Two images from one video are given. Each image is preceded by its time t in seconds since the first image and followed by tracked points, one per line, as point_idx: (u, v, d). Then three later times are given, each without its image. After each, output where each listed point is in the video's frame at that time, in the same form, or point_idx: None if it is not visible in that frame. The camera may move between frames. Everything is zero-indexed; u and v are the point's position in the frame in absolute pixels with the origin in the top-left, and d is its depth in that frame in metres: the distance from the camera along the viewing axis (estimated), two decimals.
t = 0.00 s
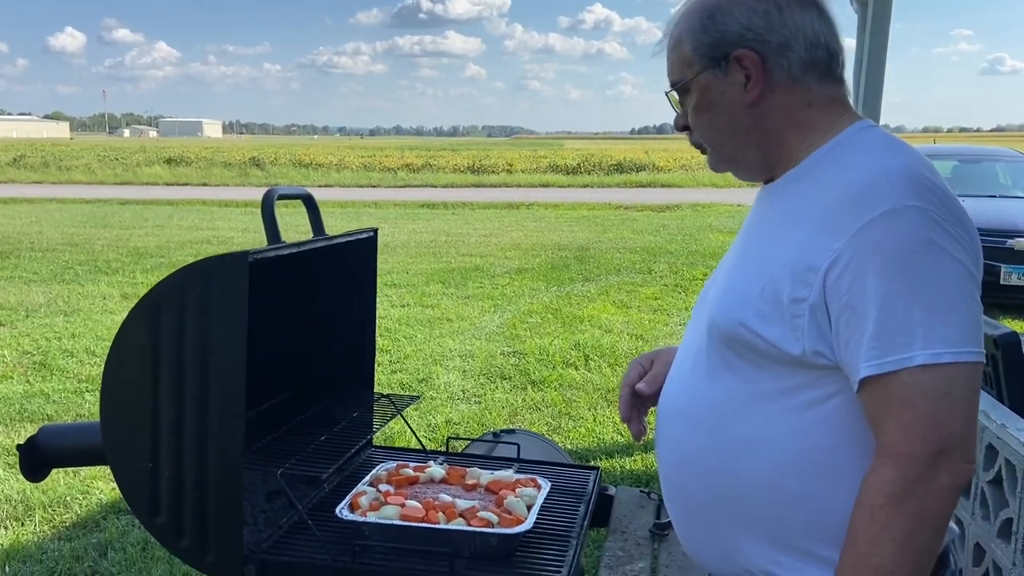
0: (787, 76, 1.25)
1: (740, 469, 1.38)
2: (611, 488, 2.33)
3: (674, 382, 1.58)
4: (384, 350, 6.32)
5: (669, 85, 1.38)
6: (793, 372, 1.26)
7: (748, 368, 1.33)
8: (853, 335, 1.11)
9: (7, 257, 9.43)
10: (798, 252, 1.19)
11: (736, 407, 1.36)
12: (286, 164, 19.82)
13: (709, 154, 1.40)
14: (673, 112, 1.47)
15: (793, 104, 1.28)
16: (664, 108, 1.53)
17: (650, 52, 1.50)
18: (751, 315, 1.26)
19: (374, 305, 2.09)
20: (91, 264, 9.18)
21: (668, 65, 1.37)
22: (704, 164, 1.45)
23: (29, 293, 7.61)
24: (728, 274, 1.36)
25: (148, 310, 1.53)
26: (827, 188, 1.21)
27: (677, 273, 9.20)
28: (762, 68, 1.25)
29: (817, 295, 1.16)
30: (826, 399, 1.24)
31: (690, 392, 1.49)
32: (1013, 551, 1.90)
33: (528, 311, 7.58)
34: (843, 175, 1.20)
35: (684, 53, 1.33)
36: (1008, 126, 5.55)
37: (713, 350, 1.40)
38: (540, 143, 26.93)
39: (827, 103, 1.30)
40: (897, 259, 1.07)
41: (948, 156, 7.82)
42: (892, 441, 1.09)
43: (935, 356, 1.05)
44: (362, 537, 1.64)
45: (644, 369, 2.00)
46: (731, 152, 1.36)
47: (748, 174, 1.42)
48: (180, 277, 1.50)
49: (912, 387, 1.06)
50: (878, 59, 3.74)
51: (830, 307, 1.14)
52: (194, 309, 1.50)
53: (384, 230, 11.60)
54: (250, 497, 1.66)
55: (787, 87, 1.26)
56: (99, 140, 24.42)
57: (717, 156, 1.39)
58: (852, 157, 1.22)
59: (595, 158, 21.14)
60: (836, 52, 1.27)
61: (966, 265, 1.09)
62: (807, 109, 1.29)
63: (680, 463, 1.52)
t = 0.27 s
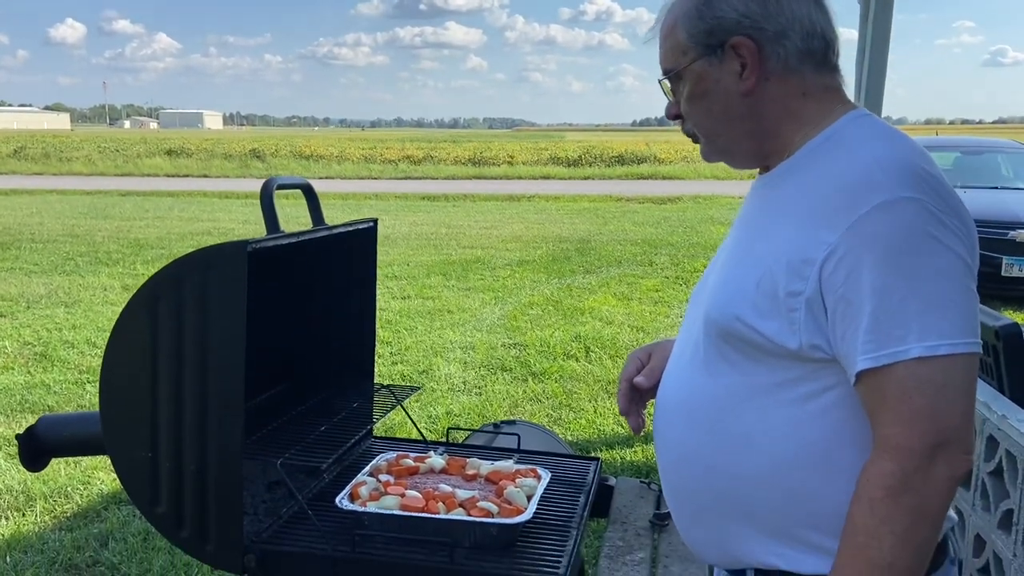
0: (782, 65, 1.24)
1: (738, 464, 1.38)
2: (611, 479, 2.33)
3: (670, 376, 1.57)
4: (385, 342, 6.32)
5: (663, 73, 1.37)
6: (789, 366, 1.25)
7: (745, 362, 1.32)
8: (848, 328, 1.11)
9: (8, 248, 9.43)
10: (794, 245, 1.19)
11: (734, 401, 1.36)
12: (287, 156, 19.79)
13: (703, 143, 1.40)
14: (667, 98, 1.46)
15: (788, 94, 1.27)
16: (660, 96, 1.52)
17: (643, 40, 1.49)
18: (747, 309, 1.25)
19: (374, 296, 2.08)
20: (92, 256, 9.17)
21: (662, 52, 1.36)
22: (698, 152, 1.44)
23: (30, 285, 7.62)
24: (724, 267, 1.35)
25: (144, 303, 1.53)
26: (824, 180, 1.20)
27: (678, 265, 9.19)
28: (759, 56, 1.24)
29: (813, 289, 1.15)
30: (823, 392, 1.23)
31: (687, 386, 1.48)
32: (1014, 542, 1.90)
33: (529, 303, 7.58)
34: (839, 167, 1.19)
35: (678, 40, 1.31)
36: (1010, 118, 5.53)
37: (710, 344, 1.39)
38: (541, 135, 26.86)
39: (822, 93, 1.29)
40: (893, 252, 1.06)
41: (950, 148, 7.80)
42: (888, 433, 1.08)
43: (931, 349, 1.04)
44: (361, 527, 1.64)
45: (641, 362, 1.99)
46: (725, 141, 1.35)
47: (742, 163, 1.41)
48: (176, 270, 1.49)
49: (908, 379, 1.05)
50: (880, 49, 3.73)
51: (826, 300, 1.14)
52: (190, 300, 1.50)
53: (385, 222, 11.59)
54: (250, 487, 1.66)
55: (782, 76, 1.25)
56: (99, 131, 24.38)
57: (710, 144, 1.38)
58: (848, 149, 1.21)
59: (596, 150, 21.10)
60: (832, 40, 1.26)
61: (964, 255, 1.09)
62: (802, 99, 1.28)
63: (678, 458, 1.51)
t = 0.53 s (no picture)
0: (778, 58, 1.23)
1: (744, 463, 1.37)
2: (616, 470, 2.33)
3: (671, 373, 1.57)
4: (388, 334, 6.32)
5: (656, 55, 1.36)
6: (794, 363, 1.25)
7: (750, 361, 1.31)
8: (855, 324, 1.10)
9: (12, 240, 9.43)
10: (797, 243, 1.17)
11: (739, 401, 1.34)
12: (289, 148, 19.76)
13: (693, 131, 1.39)
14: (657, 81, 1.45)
15: (783, 86, 1.26)
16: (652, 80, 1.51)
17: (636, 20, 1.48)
18: (751, 308, 1.25)
19: (378, 291, 2.08)
20: (95, 248, 9.18)
21: (656, 35, 1.35)
22: (688, 138, 1.43)
23: (34, 276, 7.62)
24: (726, 265, 1.34)
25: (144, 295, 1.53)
26: (825, 174, 1.19)
27: (681, 257, 9.17)
28: (755, 47, 1.23)
29: (818, 286, 1.14)
30: (829, 389, 1.23)
31: (688, 386, 1.47)
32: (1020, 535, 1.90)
33: (532, 295, 7.57)
34: (841, 160, 1.18)
35: (674, 23, 1.30)
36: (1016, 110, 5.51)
37: (712, 343, 1.38)
38: (544, 127, 26.80)
39: (817, 88, 1.28)
40: (899, 247, 1.05)
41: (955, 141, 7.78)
42: (897, 429, 1.08)
43: (938, 343, 1.03)
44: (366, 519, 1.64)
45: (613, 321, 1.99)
46: (716, 130, 1.34)
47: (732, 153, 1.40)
48: (177, 263, 1.49)
49: (915, 375, 1.05)
50: (886, 41, 3.71)
51: (832, 296, 1.13)
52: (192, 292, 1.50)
53: (388, 214, 11.57)
54: (255, 478, 1.66)
55: (778, 69, 1.24)
56: (101, 122, 24.35)
57: (699, 131, 1.37)
58: (851, 142, 1.20)
59: (600, 142, 21.05)
60: (829, 36, 1.26)
61: (966, 250, 1.08)
62: (797, 92, 1.27)
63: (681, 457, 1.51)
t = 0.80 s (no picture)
0: (781, 52, 1.23)
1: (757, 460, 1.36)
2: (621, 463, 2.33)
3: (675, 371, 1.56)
4: (393, 326, 6.32)
5: (653, 50, 1.34)
6: (809, 358, 1.24)
7: (762, 357, 1.31)
8: (872, 318, 1.09)
9: (18, 232, 9.45)
10: (811, 238, 1.17)
11: (750, 397, 1.34)
12: (294, 140, 19.75)
13: (690, 125, 1.37)
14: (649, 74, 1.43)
15: (785, 80, 1.26)
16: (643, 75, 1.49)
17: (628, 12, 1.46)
18: (765, 305, 1.24)
19: (385, 284, 2.08)
20: (101, 240, 9.20)
21: (654, 28, 1.33)
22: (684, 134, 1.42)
23: (40, 269, 7.65)
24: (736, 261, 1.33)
25: (153, 288, 1.53)
26: (837, 167, 1.18)
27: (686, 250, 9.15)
28: (758, 41, 1.22)
29: (834, 281, 1.14)
30: (843, 383, 1.22)
31: (696, 384, 1.46)
32: None
33: (537, 288, 7.57)
34: (853, 154, 1.17)
35: (673, 18, 1.28)
36: None
37: (721, 341, 1.37)
38: (549, 120, 26.73)
39: (816, 82, 1.28)
40: (917, 240, 1.05)
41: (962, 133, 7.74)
42: (918, 419, 1.07)
43: (958, 335, 1.03)
44: (371, 511, 1.63)
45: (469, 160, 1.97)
46: (716, 125, 1.33)
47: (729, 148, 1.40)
48: (185, 254, 1.49)
49: (935, 366, 1.04)
50: (893, 32, 3.68)
51: (848, 291, 1.12)
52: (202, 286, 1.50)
53: (393, 206, 11.57)
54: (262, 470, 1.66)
55: (780, 62, 1.24)
56: (106, 114, 24.36)
57: (697, 127, 1.36)
58: (861, 134, 1.20)
59: (605, 134, 20.98)
60: (828, 29, 1.26)
61: (981, 243, 1.08)
62: (798, 87, 1.27)
63: (689, 455, 1.50)
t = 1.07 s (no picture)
0: (790, 42, 1.23)
1: (781, 455, 1.34)
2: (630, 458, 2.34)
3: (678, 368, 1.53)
4: (401, 319, 6.32)
5: (654, 49, 1.33)
6: (837, 349, 1.23)
7: (781, 349, 1.29)
8: (912, 304, 1.09)
9: (28, 225, 9.50)
10: (842, 227, 1.17)
11: (769, 389, 1.32)
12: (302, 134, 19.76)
13: (696, 124, 1.36)
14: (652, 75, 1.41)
15: (793, 71, 1.26)
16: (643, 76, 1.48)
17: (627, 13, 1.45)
18: (795, 297, 1.22)
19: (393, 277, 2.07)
20: (111, 233, 9.24)
21: (654, 28, 1.32)
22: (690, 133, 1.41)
23: (50, 262, 7.68)
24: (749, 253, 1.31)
25: (166, 278, 1.53)
26: (862, 154, 1.18)
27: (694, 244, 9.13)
28: (767, 33, 1.23)
29: (871, 269, 1.13)
30: (871, 373, 1.21)
31: (706, 381, 1.43)
32: None
33: (545, 281, 7.56)
34: (878, 140, 1.17)
35: (676, 15, 1.28)
36: None
37: (738, 336, 1.34)
38: (557, 113, 26.60)
39: (823, 71, 1.28)
40: (957, 225, 1.06)
41: (973, 125, 7.68)
42: (962, 404, 1.08)
43: (1000, 317, 1.04)
44: (382, 504, 1.63)
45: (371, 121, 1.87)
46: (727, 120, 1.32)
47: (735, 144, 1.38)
48: (197, 245, 1.49)
49: (979, 349, 1.06)
50: (904, 24, 3.65)
51: (886, 279, 1.12)
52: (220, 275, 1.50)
53: (400, 199, 11.58)
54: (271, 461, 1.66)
55: (789, 52, 1.24)
56: (114, 107, 24.41)
57: (704, 125, 1.34)
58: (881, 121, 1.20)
59: (613, 128, 20.92)
60: (831, 18, 1.26)
61: (1009, 227, 1.10)
62: (805, 77, 1.27)
63: (697, 449, 1.48)
